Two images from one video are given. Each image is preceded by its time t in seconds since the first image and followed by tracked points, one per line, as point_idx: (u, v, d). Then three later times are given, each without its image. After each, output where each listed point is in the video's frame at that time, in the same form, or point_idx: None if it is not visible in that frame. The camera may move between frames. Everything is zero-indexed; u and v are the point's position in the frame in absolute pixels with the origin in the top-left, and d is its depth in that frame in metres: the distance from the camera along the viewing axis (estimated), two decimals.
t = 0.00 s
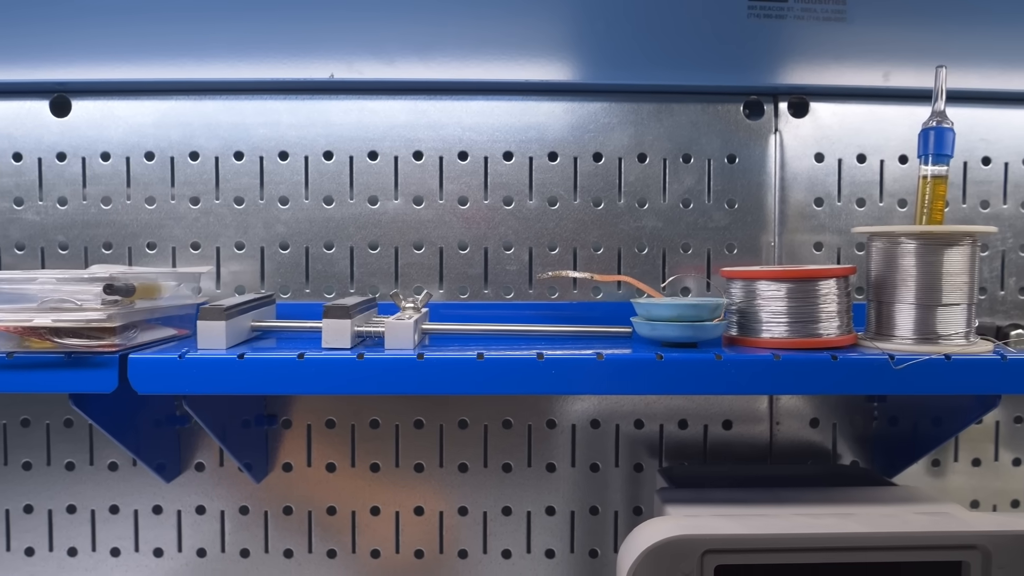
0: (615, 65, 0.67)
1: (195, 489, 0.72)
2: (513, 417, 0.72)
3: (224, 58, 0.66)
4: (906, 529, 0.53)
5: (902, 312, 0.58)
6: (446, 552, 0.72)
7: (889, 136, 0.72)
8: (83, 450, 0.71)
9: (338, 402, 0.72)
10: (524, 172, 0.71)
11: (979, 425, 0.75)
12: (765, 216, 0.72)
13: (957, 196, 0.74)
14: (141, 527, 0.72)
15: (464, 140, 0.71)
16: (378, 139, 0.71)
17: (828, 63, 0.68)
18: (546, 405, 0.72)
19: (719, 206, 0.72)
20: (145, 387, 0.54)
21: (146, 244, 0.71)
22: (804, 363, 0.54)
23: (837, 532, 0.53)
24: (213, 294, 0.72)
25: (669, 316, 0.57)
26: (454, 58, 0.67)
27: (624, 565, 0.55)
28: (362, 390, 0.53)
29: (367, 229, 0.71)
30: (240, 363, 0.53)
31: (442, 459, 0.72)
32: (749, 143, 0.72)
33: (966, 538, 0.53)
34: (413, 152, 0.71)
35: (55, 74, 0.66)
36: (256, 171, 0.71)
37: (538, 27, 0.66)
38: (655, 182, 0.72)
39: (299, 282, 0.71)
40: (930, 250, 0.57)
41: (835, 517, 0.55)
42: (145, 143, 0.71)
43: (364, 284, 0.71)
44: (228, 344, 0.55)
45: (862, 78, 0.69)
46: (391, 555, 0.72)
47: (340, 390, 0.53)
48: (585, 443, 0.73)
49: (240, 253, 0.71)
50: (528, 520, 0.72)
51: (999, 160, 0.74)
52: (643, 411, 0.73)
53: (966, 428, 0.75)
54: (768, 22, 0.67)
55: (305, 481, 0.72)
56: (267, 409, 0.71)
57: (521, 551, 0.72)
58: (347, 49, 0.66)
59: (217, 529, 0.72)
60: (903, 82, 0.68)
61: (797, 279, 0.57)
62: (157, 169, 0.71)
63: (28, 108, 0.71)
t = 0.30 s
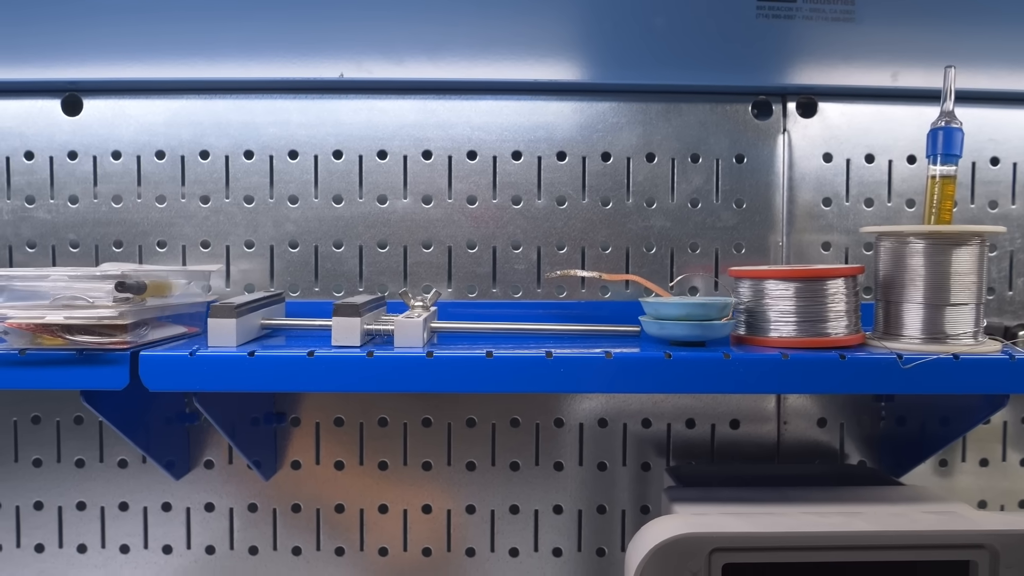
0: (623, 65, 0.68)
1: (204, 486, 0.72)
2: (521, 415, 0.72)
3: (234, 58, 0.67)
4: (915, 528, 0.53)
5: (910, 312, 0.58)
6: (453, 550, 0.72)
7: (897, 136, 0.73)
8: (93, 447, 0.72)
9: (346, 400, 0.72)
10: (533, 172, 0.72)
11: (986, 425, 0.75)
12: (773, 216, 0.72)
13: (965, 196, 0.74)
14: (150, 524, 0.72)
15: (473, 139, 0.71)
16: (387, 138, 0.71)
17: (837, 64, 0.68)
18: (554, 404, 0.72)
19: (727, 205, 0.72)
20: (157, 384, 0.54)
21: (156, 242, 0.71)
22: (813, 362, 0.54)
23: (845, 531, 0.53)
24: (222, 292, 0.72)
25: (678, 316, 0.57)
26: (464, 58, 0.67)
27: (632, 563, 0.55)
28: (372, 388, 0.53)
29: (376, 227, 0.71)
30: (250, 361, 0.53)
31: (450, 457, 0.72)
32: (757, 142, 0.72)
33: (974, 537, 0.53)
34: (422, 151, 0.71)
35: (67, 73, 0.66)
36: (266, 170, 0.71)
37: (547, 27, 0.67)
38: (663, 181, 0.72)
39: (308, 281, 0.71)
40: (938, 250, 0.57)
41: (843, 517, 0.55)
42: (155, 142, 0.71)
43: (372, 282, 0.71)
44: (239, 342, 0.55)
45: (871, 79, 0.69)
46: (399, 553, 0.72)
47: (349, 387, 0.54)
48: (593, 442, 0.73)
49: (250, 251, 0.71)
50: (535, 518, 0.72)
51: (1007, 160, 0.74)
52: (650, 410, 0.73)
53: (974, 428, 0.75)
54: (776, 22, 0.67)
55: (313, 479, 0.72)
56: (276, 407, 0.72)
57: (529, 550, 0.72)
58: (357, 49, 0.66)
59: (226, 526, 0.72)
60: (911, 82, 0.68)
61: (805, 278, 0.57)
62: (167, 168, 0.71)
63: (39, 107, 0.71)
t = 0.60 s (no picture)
0: (624, 67, 0.68)
1: (203, 488, 0.72)
2: (520, 417, 0.72)
3: (235, 60, 0.67)
4: (913, 531, 0.53)
5: (908, 315, 0.58)
6: (452, 552, 0.72)
7: (896, 140, 0.73)
8: (92, 448, 0.72)
9: (345, 402, 0.72)
10: (533, 174, 0.72)
11: (985, 428, 0.75)
12: (772, 218, 0.72)
13: (964, 199, 0.74)
14: (149, 526, 0.72)
15: (473, 142, 0.72)
16: (387, 140, 0.71)
17: (837, 67, 0.68)
18: (554, 406, 0.72)
19: (727, 208, 0.72)
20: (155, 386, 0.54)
21: (156, 243, 0.71)
22: (811, 365, 0.54)
23: (843, 534, 0.53)
24: (222, 294, 0.72)
25: (676, 318, 0.57)
26: (464, 60, 0.67)
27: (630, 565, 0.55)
28: (371, 390, 0.53)
29: (376, 229, 0.71)
30: (249, 363, 0.53)
31: (449, 459, 0.72)
32: (757, 145, 0.72)
33: (971, 540, 0.53)
34: (422, 153, 0.71)
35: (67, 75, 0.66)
36: (266, 172, 0.71)
37: (548, 29, 0.67)
38: (663, 184, 0.72)
39: (308, 283, 0.71)
40: (937, 253, 0.57)
41: (841, 519, 0.55)
42: (155, 144, 0.71)
43: (372, 284, 0.71)
44: (238, 344, 0.55)
45: (870, 82, 0.69)
46: (398, 555, 0.72)
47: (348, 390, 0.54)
48: (592, 444, 0.73)
49: (249, 253, 0.71)
50: (534, 520, 0.72)
51: (1006, 164, 0.74)
52: (649, 413, 0.73)
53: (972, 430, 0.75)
54: (776, 25, 0.67)
55: (313, 480, 0.72)
56: (275, 409, 0.72)
57: (528, 552, 0.72)
58: (358, 51, 0.67)
59: (225, 528, 0.72)
60: (911, 85, 0.69)
61: (804, 281, 0.57)
62: (167, 170, 0.71)
63: (39, 108, 0.71)
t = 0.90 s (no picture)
0: (614, 66, 0.67)
1: (190, 487, 0.72)
2: (510, 417, 0.72)
3: (222, 56, 0.66)
4: (900, 530, 0.53)
5: (897, 314, 0.58)
6: (441, 551, 0.72)
7: (886, 139, 0.73)
8: (78, 448, 0.71)
9: (334, 401, 0.72)
10: (522, 173, 0.71)
11: (974, 427, 0.75)
12: (762, 218, 0.72)
13: (953, 199, 0.74)
14: (136, 526, 0.71)
15: (463, 140, 0.71)
16: (376, 137, 0.71)
17: (827, 66, 0.68)
18: (543, 405, 0.72)
19: (717, 207, 0.72)
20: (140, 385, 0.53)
21: (143, 241, 0.71)
22: (799, 364, 0.54)
23: (831, 533, 0.53)
24: (209, 292, 0.72)
25: (665, 317, 0.57)
26: (454, 58, 0.67)
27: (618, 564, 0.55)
28: (358, 389, 0.53)
29: (365, 227, 0.71)
30: (234, 361, 0.52)
31: (438, 459, 0.72)
32: (747, 144, 0.72)
33: (959, 539, 0.53)
34: (411, 151, 0.71)
35: (52, 71, 0.66)
36: (254, 169, 0.71)
37: (538, 27, 0.66)
38: (653, 183, 0.72)
39: (296, 281, 0.71)
40: (926, 252, 0.57)
41: (829, 518, 0.55)
42: (143, 140, 0.70)
43: (360, 282, 0.71)
44: (224, 342, 0.55)
45: (861, 82, 0.69)
46: (387, 555, 0.72)
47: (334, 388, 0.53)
48: (582, 443, 0.73)
49: (237, 251, 0.71)
50: (524, 520, 0.72)
51: (996, 163, 0.74)
52: (639, 412, 0.73)
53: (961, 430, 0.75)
54: (767, 24, 0.68)
55: (301, 480, 0.72)
56: (263, 408, 0.71)
57: (517, 551, 0.72)
58: (347, 48, 0.66)
59: (212, 528, 0.72)
60: (901, 85, 0.69)
61: (792, 280, 0.57)
62: (155, 167, 0.71)
63: (25, 104, 0.70)
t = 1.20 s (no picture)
0: (605, 69, 0.67)
1: (179, 490, 0.71)
2: (500, 419, 0.72)
3: (212, 58, 0.66)
4: (888, 533, 0.53)
5: (886, 317, 0.58)
6: (431, 554, 0.72)
7: (876, 143, 0.73)
8: (66, 450, 0.71)
9: (324, 403, 0.71)
10: (513, 175, 0.71)
11: (963, 430, 0.76)
12: (753, 220, 0.72)
13: (943, 202, 0.75)
14: (124, 528, 0.71)
15: (454, 142, 0.71)
16: (366, 139, 0.71)
17: (817, 69, 0.68)
18: (533, 408, 0.72)
19: (707, 210, 0.72)
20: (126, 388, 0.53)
21: (132, 243, 0.70)
22: (787, 368, 0.54)
23: (819, 537, 0.53)
24: (198, 294, 0.71)
25: (654, 320, 0.57)
26: (444, 60, 0.67)
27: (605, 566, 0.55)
28: (346, 392, 0.53)
29: (355, 229, 0.71)
30: (221, 364, 0.52)
31: (428, 461, 0.72)
32: (738, 147, 0.72)
33: (947, 542, 0.53)
34: (402, 153, 0.71)
35: (40, 72, 0.65)
36: (243, 171, 0.71)
37: (529, 30, 0.66)
38: (643, 186, 0.72)
39: (286, 283, 0.71)
40: (914, 256, 0.57)
41: (818, 522, 0.55)
42: (132, 142, 0.70)
43: (350, 285, 0.71)
44: (211, 344, 0.55)
45: (851, 85, 0.69)
46: (376, 557, 0.72)
47: (322, 391, 0.53)
48: (572, 446, 0.72)
49: (226, 253, 0.71)
50: (514, 523, 0.72)
51: (985, 167, 0.75)
52: (629, 414, 0.73)
53: (951, 433, 0.75)
54: (757, 27, 0.68)
55: (290, 482, 0.71)
56: (252, 410, 0.71)
57: (507, 554, 0.72)
58: (337, 49, 0.66)
59: (201, 531, 0.71)
60: (891, 88, 0.69)
61: (782, 283, 0.57)
62: (144, 168, 0.70)
63: (13, 105, 0.70)
